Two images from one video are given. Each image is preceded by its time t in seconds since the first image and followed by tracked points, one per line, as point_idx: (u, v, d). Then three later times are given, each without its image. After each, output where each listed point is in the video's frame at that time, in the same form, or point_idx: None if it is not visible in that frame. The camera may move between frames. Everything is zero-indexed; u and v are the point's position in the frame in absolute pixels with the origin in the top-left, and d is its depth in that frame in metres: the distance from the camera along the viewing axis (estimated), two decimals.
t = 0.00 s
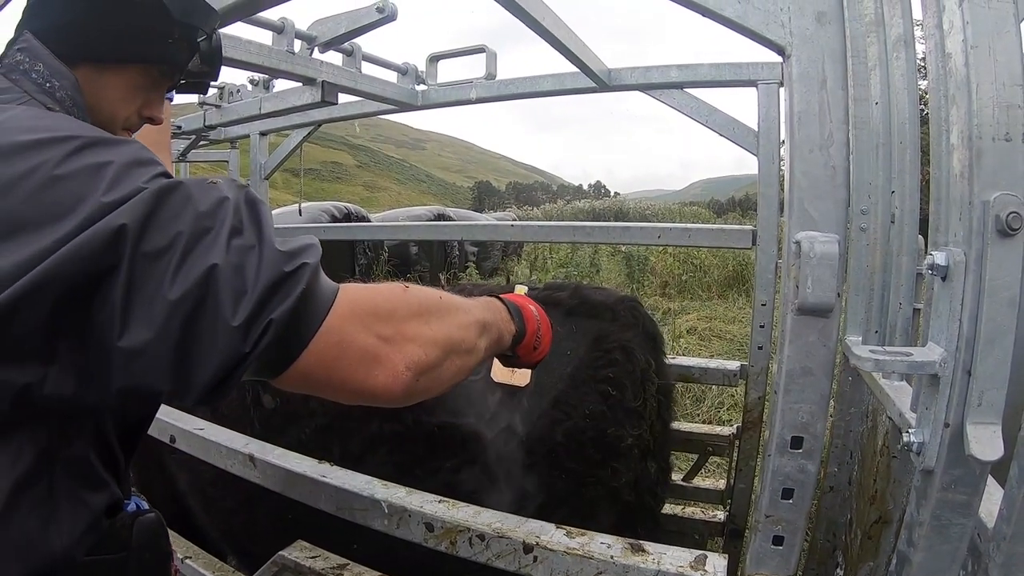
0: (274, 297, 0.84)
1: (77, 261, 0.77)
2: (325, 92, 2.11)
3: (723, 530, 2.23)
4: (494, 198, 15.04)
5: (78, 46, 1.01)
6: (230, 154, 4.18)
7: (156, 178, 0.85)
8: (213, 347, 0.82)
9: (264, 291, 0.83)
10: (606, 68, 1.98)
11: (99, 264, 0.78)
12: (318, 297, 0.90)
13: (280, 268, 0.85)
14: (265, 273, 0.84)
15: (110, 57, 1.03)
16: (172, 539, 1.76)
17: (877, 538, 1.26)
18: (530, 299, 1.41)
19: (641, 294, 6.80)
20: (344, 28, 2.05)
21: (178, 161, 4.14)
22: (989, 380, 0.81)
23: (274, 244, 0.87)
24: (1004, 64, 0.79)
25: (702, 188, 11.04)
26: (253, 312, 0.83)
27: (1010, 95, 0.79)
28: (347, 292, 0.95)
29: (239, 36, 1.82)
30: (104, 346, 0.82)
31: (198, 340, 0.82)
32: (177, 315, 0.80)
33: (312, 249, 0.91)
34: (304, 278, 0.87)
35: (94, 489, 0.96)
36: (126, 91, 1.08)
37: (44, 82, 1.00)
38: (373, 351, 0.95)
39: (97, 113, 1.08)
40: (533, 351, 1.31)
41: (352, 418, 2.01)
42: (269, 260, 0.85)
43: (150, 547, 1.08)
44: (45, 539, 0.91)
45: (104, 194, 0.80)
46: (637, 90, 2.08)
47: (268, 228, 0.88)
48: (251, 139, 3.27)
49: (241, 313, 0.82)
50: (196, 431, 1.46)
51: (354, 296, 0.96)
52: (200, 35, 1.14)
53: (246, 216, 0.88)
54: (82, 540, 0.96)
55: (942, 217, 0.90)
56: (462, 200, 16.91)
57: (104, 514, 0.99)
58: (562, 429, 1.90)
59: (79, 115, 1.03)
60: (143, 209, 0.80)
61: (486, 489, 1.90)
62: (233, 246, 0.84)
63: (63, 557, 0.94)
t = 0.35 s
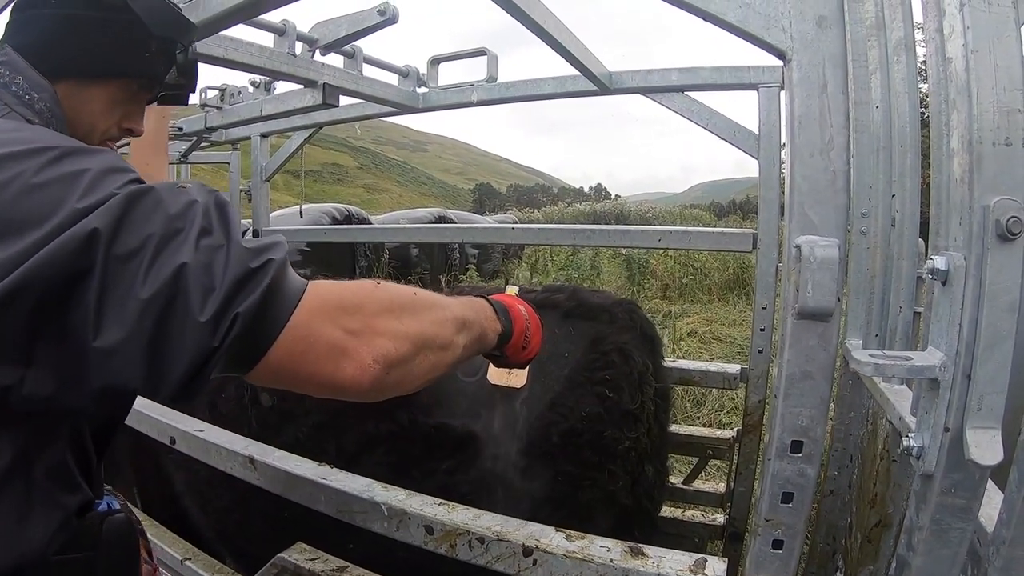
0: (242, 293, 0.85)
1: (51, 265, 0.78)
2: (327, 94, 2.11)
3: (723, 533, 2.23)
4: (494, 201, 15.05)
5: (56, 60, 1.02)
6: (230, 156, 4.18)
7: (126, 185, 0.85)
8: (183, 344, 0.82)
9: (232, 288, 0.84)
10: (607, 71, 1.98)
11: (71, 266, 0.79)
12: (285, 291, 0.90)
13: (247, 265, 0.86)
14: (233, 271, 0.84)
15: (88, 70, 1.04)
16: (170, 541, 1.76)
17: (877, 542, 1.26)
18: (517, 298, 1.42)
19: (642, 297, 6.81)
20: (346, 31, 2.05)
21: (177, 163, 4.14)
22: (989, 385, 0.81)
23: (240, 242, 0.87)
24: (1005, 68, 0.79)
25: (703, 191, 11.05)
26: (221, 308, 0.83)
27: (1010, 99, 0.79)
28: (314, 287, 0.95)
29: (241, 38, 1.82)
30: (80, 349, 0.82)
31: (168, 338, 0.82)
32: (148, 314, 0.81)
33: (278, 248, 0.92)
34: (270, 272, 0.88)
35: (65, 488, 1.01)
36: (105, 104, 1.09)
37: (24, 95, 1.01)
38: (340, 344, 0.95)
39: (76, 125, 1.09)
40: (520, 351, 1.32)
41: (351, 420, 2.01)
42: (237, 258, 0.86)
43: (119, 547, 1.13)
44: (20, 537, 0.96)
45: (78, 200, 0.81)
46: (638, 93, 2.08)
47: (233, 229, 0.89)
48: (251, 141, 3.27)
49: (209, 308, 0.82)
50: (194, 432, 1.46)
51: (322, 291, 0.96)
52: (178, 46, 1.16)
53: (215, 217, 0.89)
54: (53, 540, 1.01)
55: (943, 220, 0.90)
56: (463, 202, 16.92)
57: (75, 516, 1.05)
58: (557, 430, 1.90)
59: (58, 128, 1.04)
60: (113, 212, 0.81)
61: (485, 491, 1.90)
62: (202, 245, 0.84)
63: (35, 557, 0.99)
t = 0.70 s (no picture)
0: (244, 305, 0.85)
1: (60, 280, 0.80)
2: (329, 95, 2.11)
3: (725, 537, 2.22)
4: (496, 203, 15.05)
5: (58, 71, 1.03)
6: (232, 157, 4.18)
7: (131, 199, 0.86)
8: (188, 357, 0.83)
9: (234, 299, 0.84)
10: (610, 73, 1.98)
11: (80, 281, 0.81)
12: (288, 299, 0.89)
13: (249, 276, 0.85)
14: (235, 283, 0.84)
15: (91, 79, 1.05)
16: (171, 542, 1.75)
17: (881, 545, 1.25)
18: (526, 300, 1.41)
19: (644, 299, 6.80)
20: (348, 32, 2.05)
21: (180, 164, 4.14)
22: (995, 387, 0.80)
23: (242, 252, 0.87)
24: (1011, 69, 0.79)
25: (705, 194, 11.05)
26: (224, 320, 0.83)
27: (1016, 100, 0.79)
28: (319, 296, 0.94)
29: (244, 38, 1.82)
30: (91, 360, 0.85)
31: (174, 350, 0.83)
32: (153, 328, 0.82)
33: (281, 257, 0.91)
34: (272, 284, 0.86)
35: (73, 496, 1.04)
36: (110, 112, 1.10)
37: (30, 108, 1.02)
38: (345, 355, 0.94)
39: (83, 135, 1.10)
40: (529, 353, 1.30)
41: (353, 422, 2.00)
42: (239, 269, 0.85)
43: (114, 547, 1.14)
44: (26, 545, 0.97)
45: (85, 212, 0.83)
46: (641, 94, 2.08)
47: (237, 239, 0.89)
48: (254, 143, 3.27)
49: (210, 322, 0.82)
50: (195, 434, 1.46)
51: (326, 300, 0.95)
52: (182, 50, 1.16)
53: (218, 227, 0.89)
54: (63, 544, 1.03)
55: (949, 221, 0.89)
56: (465, 204, 16.94)
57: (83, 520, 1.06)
58: (560, 432, 1.90)
59: (62, 139, 1.06)
60: (117, 227, 0.82)
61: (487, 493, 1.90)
62: (205, 257, 0.84)
63: (43, 559, 1.00)
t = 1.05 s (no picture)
0: (275, 318, 0.85)
1: (93, 291, 0.81)
2: (337, 98, 2.12)
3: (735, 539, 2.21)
4: (504, 205, 15.06)
5: (81, 73, 1.05)
6: (241, 160, 4.20)
7: (161, 208, 0.87)
8: (218, 369, 0.84)
9: (264, 310, 0.84)
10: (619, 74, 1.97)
11: (110, 292, 0.82)
12: (320, 311, 0.90)
13: (278, 289, 0.86)
14: (265, 295, 0.85)
15: (113, 82, 1.06)
16: (182, 544, 1.76)
17: (892, 548, 1.25)
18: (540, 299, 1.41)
19: (652, 301, 6.79)
20: (356, 34, 2.06)
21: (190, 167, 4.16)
22: (1010, 390, 0.79)
23: (273, 264, 0.88)
24: None
25: (714, 194, 11.02)
26: (254, 332, 0.84)
27: None
28: (348, 307, 0.95)
29: (253, 41, 1.83)
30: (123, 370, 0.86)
31: (204, 362, 0.84)
32: (183, 340, 0.82)
33: (311, 267, 0.92)
34: (302, 297, 0.87)
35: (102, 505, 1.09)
36: (132, 115, 1.11)
37: (54, 112, 1.05)
38: (377, 366, 0.94)
39: (107, 139, 1.12)
40: (546, 354, 1.31)
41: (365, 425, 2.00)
42: (269, 280, 0.86)
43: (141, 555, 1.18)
44: (60, 554, 1.02)
45: (115, 222, 0.84)
46: (649, 96, 2.07)
47: (266, 251, 0.90)
48: (263, 145, 3.29)
49: (240, 335, 0.83)
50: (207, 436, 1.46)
51: (356, 311, 0.95)
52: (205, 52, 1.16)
53: (248, 238, 0.89)
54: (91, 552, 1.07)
55: (963, 222, 0.88)
56: (473, 206, 16.96)
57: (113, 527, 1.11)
58: (572, 435, 1.90)
59: (87, 143, 1.08)
60: (148, 237, 0.82)
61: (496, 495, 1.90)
62: (236, 268, 0.85)
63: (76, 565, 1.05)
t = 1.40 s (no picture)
0: (267, 336, 0.85)
1: (91, 306, 0.82)
2: (338, 108, 2.14)
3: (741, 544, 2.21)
4: (510, 212, 15.08)
5: (84, 88, 1.06)
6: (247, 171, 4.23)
7: (160, 223, 0.87)
8: (210, 384, 0.84)
9: (257, 329, 0.84)
10: (618, 80, 1.97)
11: (108, 306, 0.83)
12: (313, 329, 0.90)
13: (271, 307, 0.86)
14: (258, 313, 0.85)
15: (117, 97, 1.07)
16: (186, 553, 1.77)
17: (896, 551, 1.24)
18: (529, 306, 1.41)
19: (659, 306, 6.78)
20: (356, 44, 2.07)
21: (196, 178, 4.20)
22: (1006, 390, 0.78)
23: (267, 282, 0.87)
24: (1014, 65, 0.78)
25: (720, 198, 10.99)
26: (246, 350, 0.84)
27: (1020, 96, 0.78)
28: (342, 326, 0.95)
29: (253, 53, 1.84)
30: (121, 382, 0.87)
31: (198, 377, 0.84)
32: (178, 355, 0.83)
33: (306, 286, 0.91)
34: (295, 315, 0.87)
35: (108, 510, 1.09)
36: (136, 129, 1.12)
37: (59, 127, 1.06)
38: (371, 386, 0.95)
39: (111, 152, 1.13)
40: (534, 357, 1.31)
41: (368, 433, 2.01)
42: (263, 298, 0.86)
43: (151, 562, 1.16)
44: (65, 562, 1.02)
45: (114, 236, 0.84)
46: (649, 101, 2.07)
47: (263, 267, 0.89)
48: (267, 155, 3.31)
49: (231, 352, 0.83)
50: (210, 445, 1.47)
51: (350, 330, 0.95)
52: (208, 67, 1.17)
53: (245, 254, 0.89)
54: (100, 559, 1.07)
55: (956, 221, 0.88)
56: (480, 213, 16.98)
57: (120, 532, 1.11)
58: (572, 441, 1.91)
59: (91, 158, 1.09)
60: (145, 254, 0.83)
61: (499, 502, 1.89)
62: (231, 285, 0.85)
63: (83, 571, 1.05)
